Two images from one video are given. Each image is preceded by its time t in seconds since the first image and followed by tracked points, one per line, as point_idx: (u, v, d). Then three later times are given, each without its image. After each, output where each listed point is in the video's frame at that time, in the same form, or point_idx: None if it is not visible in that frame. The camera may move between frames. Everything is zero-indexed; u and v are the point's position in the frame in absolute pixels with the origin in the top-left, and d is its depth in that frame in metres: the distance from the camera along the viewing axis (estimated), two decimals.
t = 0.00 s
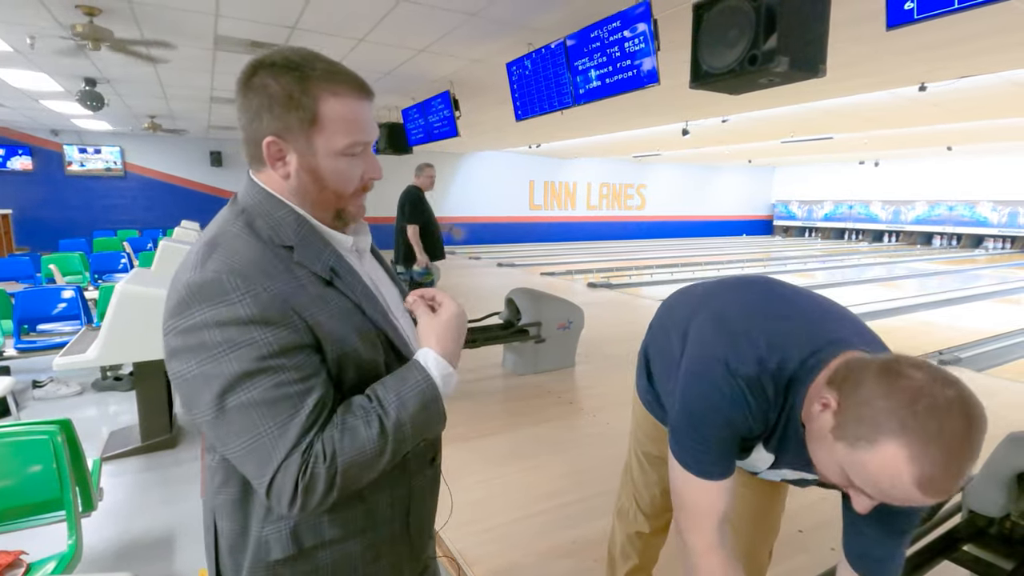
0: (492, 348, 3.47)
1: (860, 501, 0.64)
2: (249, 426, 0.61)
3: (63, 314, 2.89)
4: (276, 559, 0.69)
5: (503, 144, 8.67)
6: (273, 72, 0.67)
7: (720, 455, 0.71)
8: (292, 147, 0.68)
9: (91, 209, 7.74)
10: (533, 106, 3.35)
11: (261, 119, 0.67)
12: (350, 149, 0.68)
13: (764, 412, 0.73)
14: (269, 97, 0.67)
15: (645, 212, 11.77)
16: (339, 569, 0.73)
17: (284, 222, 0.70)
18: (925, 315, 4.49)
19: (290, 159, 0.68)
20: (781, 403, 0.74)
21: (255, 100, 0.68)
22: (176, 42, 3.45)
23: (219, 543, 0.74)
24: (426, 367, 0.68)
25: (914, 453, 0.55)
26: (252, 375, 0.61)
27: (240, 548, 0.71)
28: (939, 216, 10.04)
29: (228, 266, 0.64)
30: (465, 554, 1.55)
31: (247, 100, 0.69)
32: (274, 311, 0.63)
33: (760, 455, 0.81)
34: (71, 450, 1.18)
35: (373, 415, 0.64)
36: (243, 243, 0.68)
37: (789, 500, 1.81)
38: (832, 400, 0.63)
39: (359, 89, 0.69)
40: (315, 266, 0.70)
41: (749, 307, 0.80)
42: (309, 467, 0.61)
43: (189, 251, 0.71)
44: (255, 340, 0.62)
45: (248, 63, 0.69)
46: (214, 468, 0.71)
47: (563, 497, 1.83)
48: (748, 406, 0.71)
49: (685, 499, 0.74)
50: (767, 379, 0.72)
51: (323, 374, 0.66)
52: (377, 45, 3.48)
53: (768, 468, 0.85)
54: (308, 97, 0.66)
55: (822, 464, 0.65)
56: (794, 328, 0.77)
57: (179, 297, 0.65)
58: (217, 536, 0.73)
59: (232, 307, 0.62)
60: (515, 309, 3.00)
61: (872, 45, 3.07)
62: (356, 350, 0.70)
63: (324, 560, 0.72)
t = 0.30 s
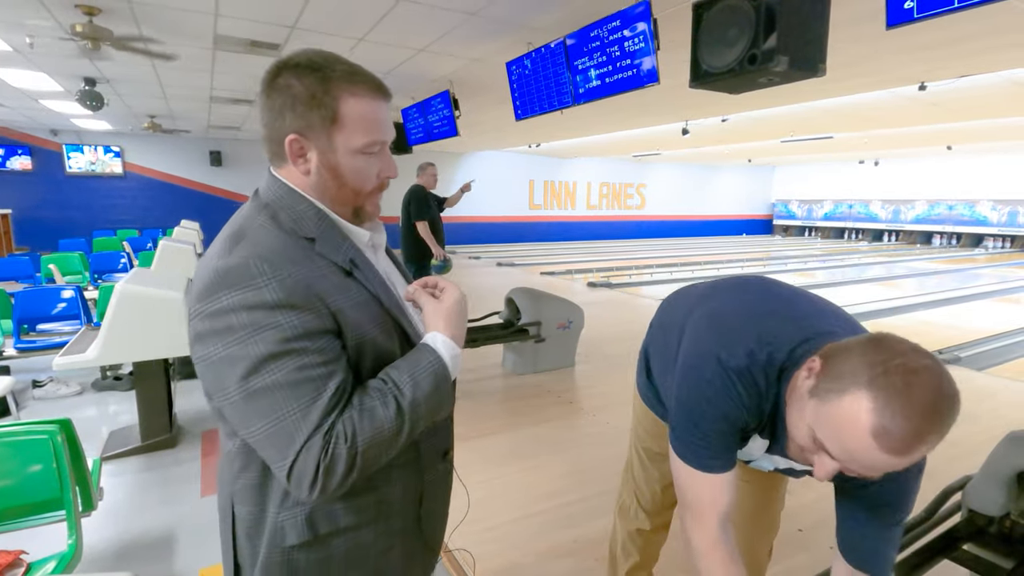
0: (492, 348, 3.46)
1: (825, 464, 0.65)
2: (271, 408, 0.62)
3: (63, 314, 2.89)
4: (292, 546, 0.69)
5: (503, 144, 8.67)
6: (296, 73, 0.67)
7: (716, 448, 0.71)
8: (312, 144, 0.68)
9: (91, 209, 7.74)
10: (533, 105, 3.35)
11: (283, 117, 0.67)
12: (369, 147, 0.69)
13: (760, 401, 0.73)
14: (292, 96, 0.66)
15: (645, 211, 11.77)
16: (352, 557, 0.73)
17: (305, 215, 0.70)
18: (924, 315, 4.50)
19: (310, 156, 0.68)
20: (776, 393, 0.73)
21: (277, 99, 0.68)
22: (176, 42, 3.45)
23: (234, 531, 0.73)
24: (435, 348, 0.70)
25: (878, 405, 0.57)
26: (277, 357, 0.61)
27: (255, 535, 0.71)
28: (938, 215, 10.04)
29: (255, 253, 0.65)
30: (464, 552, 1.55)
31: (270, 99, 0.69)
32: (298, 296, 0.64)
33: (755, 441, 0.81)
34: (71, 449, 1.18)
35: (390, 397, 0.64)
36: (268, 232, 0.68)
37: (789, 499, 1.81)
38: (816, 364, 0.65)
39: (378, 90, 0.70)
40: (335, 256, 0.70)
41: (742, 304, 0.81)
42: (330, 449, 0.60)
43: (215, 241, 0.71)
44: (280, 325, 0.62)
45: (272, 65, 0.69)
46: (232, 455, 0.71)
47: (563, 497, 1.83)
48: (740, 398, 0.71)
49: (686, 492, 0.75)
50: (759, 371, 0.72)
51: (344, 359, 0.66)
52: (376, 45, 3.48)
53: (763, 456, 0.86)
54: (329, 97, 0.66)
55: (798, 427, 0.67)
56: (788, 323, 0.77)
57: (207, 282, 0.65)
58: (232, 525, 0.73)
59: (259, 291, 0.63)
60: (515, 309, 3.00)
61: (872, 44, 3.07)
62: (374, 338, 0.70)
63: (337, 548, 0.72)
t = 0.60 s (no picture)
0: (493, 348, 3.46)
1: (809, 414, 0.66)
2: (294, 402, 0.61)
3: (64, 313, 2.89)
4: (309, 538, 0.69)
5: (504, 144, 8.68)
6: (315, 78, 0.68)
7: (689, 403, 0.76)
8: (331, 146, 0.69)
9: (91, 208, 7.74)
10: (533, 105, 3.35)
11: (302, 120, 0.68)
12: (385, 149, 0.70)
13: (746, 366, 0.76)
14: (311, 100, 0.68)
15: (645, 211, 11.76)
16: (369, 550, 0.73)
17: (322, 215, 0.69)
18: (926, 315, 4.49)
19: (329, 158, 0.69)
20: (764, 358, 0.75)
21: (297, 103, 0.69)
22: (177, 42, 3.45)
23: (250, 525, 0.73)
24: (452, 343, 0.70)
25: (866, 354, 0.59)
26: (300, 351, 0.61)
27: (272, 529, 0.71)
28: (940, 215, 10.02)
29: (280, 249, 0.65)
30: (464, 552, 1.55)
31: (289, 104, 0.70)
32: (320, 291, 0.64)
33: (750, 415, 0.82)
34: (71, 448, 1.18)
35: (411, 393, 0.64)
36: (287, 229, 0.67)
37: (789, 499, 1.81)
38: (814, 320, 0.67)
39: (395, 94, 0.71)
40: (353, 254, 0.70)
41: (735, 277, 0.82)
42: (353, 440, 0.61)
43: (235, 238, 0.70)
44: (303, 320, 0.62)
45: (291, 72, 0.71)
46: (250, 450, 0.71)
47: (563, 497, 1.83)
48: (721, 359, 0.74)
49: (658, 439, 0.82)
50: (747, 338, 0.75)
51: (364, 354, 0.66)
52: (377, 44, 3.48)
53: (764, 432, 0.86)
54: (348, 101, 0.67)
55: (787, 380, 0.70)
56: (782, 293, 0.79)
57: (233, 276, 0.65)
58: (250, 520, 0.72)
59: (283, 287, 0.63)
60: (515, 309, 3.00)
61: (874, 44, 3.06)
62: (392, 335, 0.70)
63: (354, 541, 0.72)
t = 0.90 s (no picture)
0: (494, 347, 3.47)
1: (815, 244, 0.66)
2: (321, 376, 0.61)
3: (66, 311, 2.89)
4: (348, 511, 0.69)
5: (506, 143, 8.67)
6: (319, 80, 0.69)
7: (676, 294, 0.82)
8: (338, 141, 0.69)
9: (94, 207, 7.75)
10: (535, 104, 3.35)
11: (309, 119, 0.69)
12: (389, 140, 0.69)
13: (738, 253, 0.80)
14: (317, 100, 0.68)
15: (647, 211, 11.77)
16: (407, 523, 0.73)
17: (332, 208, 0.69)
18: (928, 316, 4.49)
19: (337, 154, 0.69)
20: (752, 252, 0.80)
21: (304, 105, 0.70)
22: (180, 40, 3.45)
23: (291, 508, 0.74)
24: (469, 305, 0.65)
25: (856, 154, 0.63)
26: (320, 328, 0.61)
27: (313, 508, 0.71)
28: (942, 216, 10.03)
29: (297, 239, 0.65)
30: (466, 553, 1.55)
31: (297, 107, 0.71)
32: (337, 273, 0.63)
33: (756, 319, 0.83)
34: (74, 446, 1.18)
35: (427, 354, 0.61)
36: (302, 221, 0.68)
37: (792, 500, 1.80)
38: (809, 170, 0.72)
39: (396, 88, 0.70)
40: (367, 241, 0.70)
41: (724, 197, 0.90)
42: (376, 408, 0.59)
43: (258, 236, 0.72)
44: (322, 300, 0.62)
45: (297, 77, 0.72)
46: (287, 434, 0.72)
47: (565, 496, 1.83)
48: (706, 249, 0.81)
49: (652, 352, 0.83)
50: (736, 225, 0.81)
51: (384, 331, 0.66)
52: (379, 44, 3.48)
53: (776, 348, 0.83)
54: (350, 98, 0.67)
55: (790, 230, 0.72)
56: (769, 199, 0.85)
57: (255, 269, 0.66)
58: (292, 503, 0.73)
59: (299, 272, 0.63)
60: (516, 308, 3.00)
61: (877, 44, 3.06)
62: (410, 314, 0.69)
63: (391, 514, 0.72)
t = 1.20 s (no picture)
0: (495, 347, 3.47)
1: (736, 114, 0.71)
2: (346, 361, 0.61)
3: (67, 311, 2.90)
4: (375, 489, 0.70)
5: (508, 144, 8.69)
6: (327, 86, 0.69)
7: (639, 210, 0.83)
8: (349, 141, 0.69)
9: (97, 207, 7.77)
10: (537, 105, 3.36)
11: (320, 124, 0.69)
12: (397, 136, 0.69)
13: (699, 175, 0.82)
14: (327, 105, 0.69)
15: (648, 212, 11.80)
16: (432, 501, 0.73)
17: (345, 205, 0.70)
18: (929, 318, 4.50)
19: (349, 154, 0.70)
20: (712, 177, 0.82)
21: (315, 110, 0.70)
22: (182, 41, 3.45)
23: (317, 492, 0.74)
24: (476, 284, 0.61)
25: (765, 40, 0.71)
26: (342, 314, 0.61)
27: (339, 491, 0.71)
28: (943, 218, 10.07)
29: (315, 231, 0.66)
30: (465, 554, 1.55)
31: (308, 114, 0.71)
32: (354, 263, 0.64)
33: (717, 239, 0.80)
34: (75, 446, 1.18)
35: (439, 333, 0.60)
36: (319, 218, 0.68)
37: (792, 502, 1.80)
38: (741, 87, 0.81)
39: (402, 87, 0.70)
40: (380, 234, 0.70)
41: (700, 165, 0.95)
42: (396, 386, 0.59)
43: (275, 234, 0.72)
44: (344, 287, 0.62)
45: (306, 85, 0.72)
46: (312, 419, 0.73)
47: (565, 498, 1.83)
48: (666, 170, 0.84)
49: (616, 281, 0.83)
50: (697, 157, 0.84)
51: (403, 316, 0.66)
52: (381, 44, 3.48)
53: (737, 265, 0.79)
54: (359, 100, 0.68)
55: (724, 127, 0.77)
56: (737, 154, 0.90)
57: (276, 263, 0.66)
58: (319, 487, 0.73)
59: (319, 263, 0.63)
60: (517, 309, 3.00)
61: (878, 46, 3.06)
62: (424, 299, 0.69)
63: (416, 491, 0.72)
